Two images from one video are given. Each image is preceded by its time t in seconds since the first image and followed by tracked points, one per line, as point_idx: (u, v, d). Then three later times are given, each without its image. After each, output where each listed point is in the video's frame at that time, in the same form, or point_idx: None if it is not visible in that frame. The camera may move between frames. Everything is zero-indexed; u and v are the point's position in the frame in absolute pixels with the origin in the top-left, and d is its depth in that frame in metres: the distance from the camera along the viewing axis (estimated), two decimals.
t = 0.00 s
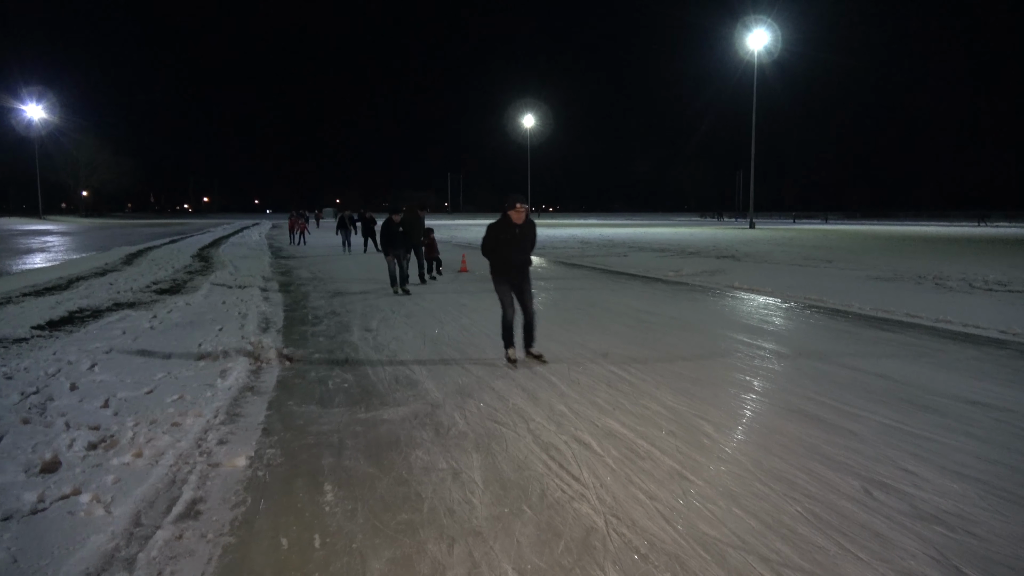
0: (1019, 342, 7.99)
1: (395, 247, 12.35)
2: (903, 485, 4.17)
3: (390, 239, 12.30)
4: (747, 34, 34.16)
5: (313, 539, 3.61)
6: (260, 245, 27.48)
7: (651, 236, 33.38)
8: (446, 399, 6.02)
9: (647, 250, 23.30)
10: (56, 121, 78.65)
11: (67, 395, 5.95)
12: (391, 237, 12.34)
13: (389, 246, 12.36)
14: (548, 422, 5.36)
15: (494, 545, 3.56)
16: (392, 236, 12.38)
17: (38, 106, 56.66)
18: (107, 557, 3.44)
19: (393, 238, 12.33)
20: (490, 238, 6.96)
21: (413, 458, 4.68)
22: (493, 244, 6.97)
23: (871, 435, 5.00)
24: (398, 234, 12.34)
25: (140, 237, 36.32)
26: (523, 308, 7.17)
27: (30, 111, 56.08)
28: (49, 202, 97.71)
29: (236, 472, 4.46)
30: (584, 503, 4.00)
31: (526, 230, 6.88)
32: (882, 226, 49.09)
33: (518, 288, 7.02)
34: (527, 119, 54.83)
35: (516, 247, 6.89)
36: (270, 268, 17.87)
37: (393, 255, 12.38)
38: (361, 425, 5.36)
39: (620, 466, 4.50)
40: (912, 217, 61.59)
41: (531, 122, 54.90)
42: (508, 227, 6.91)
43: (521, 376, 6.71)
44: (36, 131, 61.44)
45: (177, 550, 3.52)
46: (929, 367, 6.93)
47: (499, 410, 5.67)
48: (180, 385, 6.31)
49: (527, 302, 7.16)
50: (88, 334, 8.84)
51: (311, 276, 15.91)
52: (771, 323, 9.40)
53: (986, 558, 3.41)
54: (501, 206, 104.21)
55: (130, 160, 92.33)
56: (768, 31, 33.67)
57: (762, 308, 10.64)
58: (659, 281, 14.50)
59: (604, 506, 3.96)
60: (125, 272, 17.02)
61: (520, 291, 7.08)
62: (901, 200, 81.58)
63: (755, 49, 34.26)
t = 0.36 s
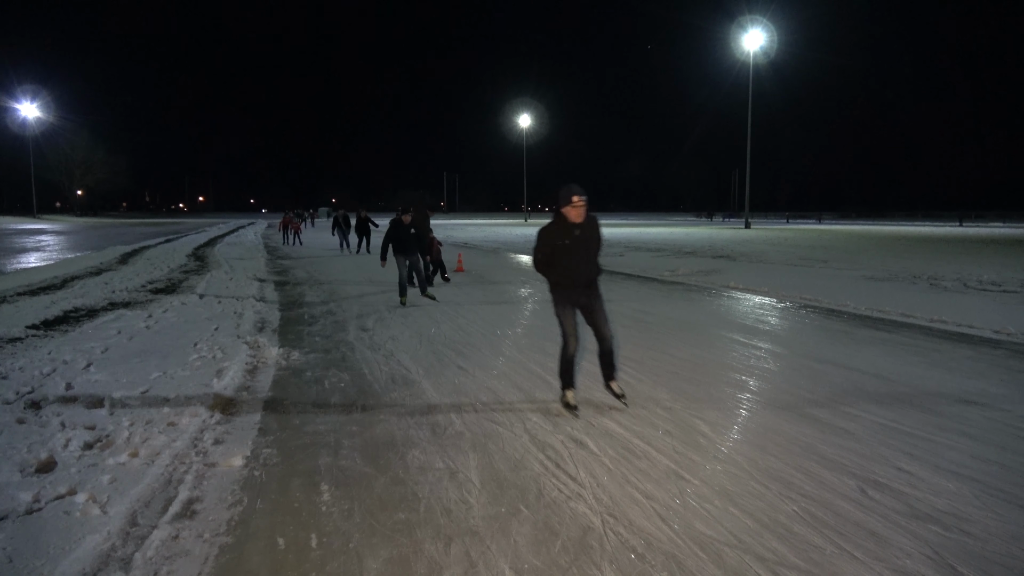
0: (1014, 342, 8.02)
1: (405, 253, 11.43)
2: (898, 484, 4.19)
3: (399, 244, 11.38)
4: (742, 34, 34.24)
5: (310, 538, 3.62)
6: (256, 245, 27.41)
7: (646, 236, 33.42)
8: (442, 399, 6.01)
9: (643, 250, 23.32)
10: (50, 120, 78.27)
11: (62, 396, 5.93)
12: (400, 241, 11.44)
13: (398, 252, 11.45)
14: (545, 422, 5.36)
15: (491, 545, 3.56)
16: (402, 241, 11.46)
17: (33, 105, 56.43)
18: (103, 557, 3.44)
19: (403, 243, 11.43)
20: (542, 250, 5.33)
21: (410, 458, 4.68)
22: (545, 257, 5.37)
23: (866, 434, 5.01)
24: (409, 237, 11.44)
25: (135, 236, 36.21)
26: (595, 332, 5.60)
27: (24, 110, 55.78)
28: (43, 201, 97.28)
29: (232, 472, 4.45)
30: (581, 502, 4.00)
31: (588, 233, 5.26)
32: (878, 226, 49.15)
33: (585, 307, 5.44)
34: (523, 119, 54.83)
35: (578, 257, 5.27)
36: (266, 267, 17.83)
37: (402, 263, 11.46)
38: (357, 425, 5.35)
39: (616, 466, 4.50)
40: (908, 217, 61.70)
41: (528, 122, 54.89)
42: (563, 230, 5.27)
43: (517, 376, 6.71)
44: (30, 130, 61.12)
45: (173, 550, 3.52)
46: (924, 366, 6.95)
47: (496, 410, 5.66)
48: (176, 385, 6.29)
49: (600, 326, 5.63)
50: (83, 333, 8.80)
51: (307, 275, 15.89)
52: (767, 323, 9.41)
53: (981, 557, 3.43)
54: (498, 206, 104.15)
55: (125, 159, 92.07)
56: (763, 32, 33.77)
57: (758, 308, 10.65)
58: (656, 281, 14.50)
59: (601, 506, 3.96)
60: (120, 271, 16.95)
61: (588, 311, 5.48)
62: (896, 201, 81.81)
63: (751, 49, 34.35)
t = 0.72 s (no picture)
0: (1011, 343, 8.04)
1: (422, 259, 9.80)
2: (896, 485, 4.20)
3: (416, 248, 9.80)
4: (740, 34, 34.26)
5: (308, 539, 3.61)
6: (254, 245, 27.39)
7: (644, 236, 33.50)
8: (441, 399, 6.02)
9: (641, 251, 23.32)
10: (47, 119, 78.09)
11: (60, 396, 5.92)
12: (418, 245, 9.85)
13: (415, 258, 9.87)
14: (543, 423, 5.36)
15: (490, 546, 3.56)
16: (419, 245, 9.87)
17: (31, 105, 56.23)
18: (101, 558, 3.43)
19: (421, 247, 9.84)
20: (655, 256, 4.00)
21: (408, 458, 4.68)
22: (661, 267, 4.01)
23: (864, 435, 5.03)
24: (429, 242, 9.81)
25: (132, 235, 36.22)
26: (717, 392, 4.11)
27: (22, 109, 55.66)
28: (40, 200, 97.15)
29: (230, 472, 4.45)
30: (579, 502, 4.01)
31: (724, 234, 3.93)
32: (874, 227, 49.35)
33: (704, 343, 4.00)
34: (522, 118, 54.80)
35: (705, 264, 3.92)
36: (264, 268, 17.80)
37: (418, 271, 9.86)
38: (355, 425, 5.35)
39: (615, 466, 4.50)
40: (905, 218, 61.84)
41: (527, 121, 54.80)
42: (689, 231, 3.97)
43: (516, 377, 6.71)
44: (28, 130, 60.90)
45: (171, 550, 3.51)
46: (921, 367, 6.97)
47: (495, 410, 5.66)
48: (174, 385, 6.29)
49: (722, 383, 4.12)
50: (81, 333, 8.80)
51: (305, 275, 15.87)
52: (765, 323, 9.43)
53: (978, 557, 3.44)
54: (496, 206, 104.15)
55: (122, 159, 91.90)
56: (762, 32, 33.75)
57: (756, 308, 10.66)
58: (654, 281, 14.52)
59: (600, 506, 3.96)
60: (118, 271, 16.92)
61: (709, 354, 4.01)
62: (893, 201, 81.98)
63: (749, 50, 34.38)
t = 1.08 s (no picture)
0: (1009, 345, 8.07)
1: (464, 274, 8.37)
2: (893, 486, 4.21)
3: (458, 260, 8.36)
4: (739, 36, 34.31)
5: (307, 539, 3.62)
6: (252, 245, 27.38)
7: (641, 237, 33.58)
8: (439, 399, 6.03)
9: (640, 252, 23.35)
10: (46, 119, 77.98)
11: (58, 396, 5.92)
12: (461, 256, 8.41)
13: (454, 270, 8.45)
14: (542, 424, 5.37)
15: (489, 547, 3.57)
16: (463, 257, 8.41)
17: (30, 104, 56.15)
18: (99, 559, 3.43)
19: (464, 259, 8.42)
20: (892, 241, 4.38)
21: (407, 459, 4.69)
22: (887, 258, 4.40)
23: (861, 437, 5.04)
24: (474, 255, 8.36)
25: (130, 235, 36.29)
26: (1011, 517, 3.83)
27: (21, 108, 55.57)
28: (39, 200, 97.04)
29: (229, 473, 4.45)
30: (578, 504, 4.02)
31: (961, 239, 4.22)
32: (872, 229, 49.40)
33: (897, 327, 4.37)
34: (520, 119, 54.80)
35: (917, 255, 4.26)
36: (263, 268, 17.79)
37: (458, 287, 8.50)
38: (354, 426, 5.36)
39: (613, 467, 4.51)
40: (903, 220, 61.91)
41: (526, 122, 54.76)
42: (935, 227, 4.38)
43: (514, 378, 6.72)
44: (27, 130, 60.81)
45: (170, 551, 3.52)
46: (919, 369, 6.99)
47: (493, 411, 5.67)
48: (172, 385, 6.29)
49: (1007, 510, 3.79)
50: (79, 334, 8.80)
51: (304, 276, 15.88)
52: (764, 325, 9.44)
53: (975, 559, 3.45)
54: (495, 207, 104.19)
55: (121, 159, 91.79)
56: (761, 34, 33.79)
57: (755, 310, 10.67)
58: (652, 283, 14.57)
59: (598, 507, 3.97)
60: (116, 272, 16.91)
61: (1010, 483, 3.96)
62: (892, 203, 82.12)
63: (749, 51, 34.43)
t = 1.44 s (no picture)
0: (1008, 348, 8.07)
1: (532, 287, 6.47)
2: (893, 489, 4.21)
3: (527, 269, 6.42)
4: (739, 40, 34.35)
5: (307, 541, 3.62)
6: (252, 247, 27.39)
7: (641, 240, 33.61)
8: (438, 402, 6.03)
9: (639, 255, 23.37)
10: (45, 120, 77.94)
11: (58, 397, 5.92)
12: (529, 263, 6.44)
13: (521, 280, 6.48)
14: (541, 426, 5.37)
15: (488, 549, 3.57)
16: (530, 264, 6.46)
17: (29, 105, 56.09)
18: (99, 561, 3.43)
19: (533, 266, 6.43)
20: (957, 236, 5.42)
21: (406, 461, 4.69)
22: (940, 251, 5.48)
23: (861, 440, 5.04)
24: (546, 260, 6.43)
25: (135, 236, 37.13)
26: None
27: (20, 109, 55.54)
28: (38, 201, 96.99)
29: (229, 474, 4.46)
30: (577, 506, 4.02)
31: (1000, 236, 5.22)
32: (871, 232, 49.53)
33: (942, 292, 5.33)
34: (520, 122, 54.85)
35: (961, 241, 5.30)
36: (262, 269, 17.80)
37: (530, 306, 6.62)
38: (353, 428, 5.36)
39: (613, 470, 4.51)
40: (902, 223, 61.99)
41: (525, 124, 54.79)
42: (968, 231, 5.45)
43: (514, 380, 6.71)
44: (26, 131, 60.80)
45: (169, 552, 3.52)
46: (918, 372, 7.00)
47: (493, 414, 5.67)
48: (172, 387, 6.30)
49: None
50: (79, 335, 8.80)
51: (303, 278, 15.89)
52: (763, 328, 9.46)
53: (975, 562, 3.45)
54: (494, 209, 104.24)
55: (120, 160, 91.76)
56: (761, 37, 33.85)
57: (754, 313, 10.68)
58: (652, 285, 14.59)
59: (597, 510, 3.98)
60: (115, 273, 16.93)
61: None
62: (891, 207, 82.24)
63: (748, 55, 34.49)
